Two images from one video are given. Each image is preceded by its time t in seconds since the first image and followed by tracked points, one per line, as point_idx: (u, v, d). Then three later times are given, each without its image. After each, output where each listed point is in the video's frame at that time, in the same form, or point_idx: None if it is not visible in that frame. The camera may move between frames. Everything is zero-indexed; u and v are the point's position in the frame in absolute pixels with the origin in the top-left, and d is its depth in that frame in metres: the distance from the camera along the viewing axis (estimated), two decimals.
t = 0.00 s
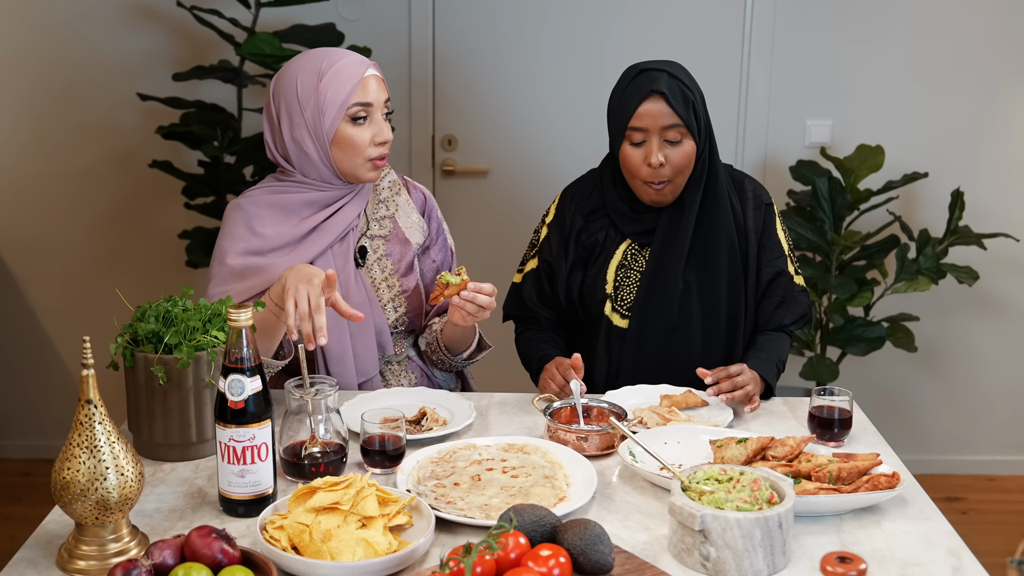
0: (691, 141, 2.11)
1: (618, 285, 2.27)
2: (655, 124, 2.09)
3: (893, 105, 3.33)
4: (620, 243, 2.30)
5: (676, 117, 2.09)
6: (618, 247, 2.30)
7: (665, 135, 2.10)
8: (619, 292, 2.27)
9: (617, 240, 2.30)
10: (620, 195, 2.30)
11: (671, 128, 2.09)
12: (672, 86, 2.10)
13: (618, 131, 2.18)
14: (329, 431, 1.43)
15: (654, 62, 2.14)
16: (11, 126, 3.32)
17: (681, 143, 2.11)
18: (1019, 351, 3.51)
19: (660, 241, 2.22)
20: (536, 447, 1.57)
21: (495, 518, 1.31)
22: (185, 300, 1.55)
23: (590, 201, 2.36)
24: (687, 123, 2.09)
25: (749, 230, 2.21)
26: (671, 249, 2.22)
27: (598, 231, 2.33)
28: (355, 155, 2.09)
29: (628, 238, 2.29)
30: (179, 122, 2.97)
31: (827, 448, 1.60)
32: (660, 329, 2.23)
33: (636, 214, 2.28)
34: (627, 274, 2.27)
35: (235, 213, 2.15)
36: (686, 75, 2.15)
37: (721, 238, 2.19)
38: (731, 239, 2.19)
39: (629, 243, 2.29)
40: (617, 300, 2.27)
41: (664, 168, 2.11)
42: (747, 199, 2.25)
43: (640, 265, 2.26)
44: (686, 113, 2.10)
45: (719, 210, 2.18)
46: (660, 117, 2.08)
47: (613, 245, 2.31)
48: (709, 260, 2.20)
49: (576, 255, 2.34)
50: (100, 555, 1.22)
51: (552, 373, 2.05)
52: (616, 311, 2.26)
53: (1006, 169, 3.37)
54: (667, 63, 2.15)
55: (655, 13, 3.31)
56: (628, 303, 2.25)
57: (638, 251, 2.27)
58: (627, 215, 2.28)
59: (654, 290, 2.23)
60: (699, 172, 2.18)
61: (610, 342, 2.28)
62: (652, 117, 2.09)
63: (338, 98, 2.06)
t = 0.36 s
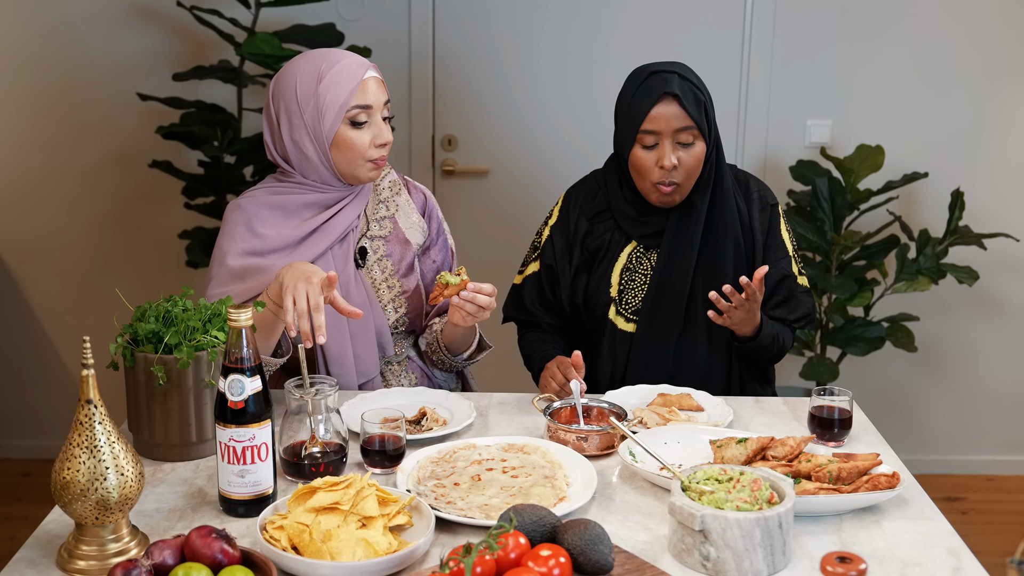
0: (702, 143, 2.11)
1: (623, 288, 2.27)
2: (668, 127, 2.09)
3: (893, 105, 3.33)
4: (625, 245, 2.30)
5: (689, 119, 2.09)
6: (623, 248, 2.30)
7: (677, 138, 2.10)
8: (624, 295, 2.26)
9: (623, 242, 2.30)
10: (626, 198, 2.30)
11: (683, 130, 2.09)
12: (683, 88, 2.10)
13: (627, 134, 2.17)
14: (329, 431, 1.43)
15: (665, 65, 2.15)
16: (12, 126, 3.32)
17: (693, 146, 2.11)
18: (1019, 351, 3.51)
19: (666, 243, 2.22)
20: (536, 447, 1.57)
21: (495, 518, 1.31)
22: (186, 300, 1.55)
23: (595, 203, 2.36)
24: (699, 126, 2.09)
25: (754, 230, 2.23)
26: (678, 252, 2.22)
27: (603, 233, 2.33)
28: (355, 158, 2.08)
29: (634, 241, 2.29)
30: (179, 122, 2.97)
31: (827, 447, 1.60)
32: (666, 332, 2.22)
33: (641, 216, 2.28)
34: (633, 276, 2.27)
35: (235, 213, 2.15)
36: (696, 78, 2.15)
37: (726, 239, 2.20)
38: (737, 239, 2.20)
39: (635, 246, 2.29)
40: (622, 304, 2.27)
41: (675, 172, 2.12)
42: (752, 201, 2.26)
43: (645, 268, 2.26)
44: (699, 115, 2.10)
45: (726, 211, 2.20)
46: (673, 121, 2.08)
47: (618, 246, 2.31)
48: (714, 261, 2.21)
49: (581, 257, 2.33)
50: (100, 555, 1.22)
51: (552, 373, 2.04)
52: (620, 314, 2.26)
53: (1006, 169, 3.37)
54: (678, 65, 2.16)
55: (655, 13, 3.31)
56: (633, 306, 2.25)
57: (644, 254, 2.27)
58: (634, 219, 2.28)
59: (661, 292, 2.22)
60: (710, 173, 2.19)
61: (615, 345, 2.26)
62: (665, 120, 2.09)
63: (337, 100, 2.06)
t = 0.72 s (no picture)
0: (699, 144, 2.11)
1: (624, 290, 2.27)
2: (664, 129, 2.08)
3: (893, 105, 3.33)
4: (627, 247, 2.30)
5: (685, 120, 2.08)
6: (625, 250, 2.30)
7: (673, 138, 2.09)
8: (625, 297, 2.27)
9: (625, 244, 2.30)
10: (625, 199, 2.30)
11: (679, 132, 2.09)
12: (680, 89, 2.10)
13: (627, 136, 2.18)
14: (329, 431, 1.43)
15: (663, 66, 2.15)
16: (12, 127, 3.32)
17: (689, 146, 2.10)
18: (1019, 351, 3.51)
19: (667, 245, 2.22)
20: (536, 447, 1.57)
21: (495, 518, 1.31)
22: (185, 300, 1.55)
23: (597, 204, 2.36)
24: (695, 128, 2.09)
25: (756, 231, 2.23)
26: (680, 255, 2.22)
27: (605, 234, 2.33)
28: (354, 156, 2.08)
29: (636, 243, 2.29)
30: (179, 122, 2.97)
31: (827, 447, 1.60)
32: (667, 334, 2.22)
33: (643, 218, 2.28)
34: (635, 278, 2.27)
35: (235, 212, 2.16)
36: (696, 79, 2.15)
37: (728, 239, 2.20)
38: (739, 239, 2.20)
39: (637, 248, 2.29)
40: (623, 306, 2.27)
41: (671, 172, 2.11)
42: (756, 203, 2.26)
43: (647, 270, 2.27)
44: (695, 116, 2.09)
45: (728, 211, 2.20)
46: (669, 121, 2.08)
47: (620, 248, 2.31)
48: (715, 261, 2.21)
49: (583, 258, 2.34)
50: (100, 555, 1.22)
51: (552, 373, 2.05)
52: (620, 316, 2.27)
53: (1006, 169, 3.37)
54: (677, 66, 2.16)
55: (655, 13, 3.31)
56: (634, 308, 2.26)
57: (646, 256, 2.28)
58: (637, 220, 2.29)
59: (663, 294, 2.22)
60: (711, 173, 2.20)
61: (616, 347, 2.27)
62: (659, 122, 2.08)
63: (334, 99, 2.05)
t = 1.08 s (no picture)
0: (698, 145, 2.11)
1: (622, 290, 2.27)
2: (661, 131, 2.09)
3: (893, 105, 3.33)
4: (625, 247, 2.30)
5: (682, 120, 2.08)
6: (623, 251, 2.30)
7: (671, 140, 2.10)
8: (623, 297, 2.27)
9: (623, 244, 2.30)
10: (623, 199, 2.31)
11: (677, 133, 2.09)
12: (679, 92, 2.10)
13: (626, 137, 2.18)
14: (329, 431, 1.43)
15: (663, 67, 2.15)
16: (12, 127, 3.32)
17: (688, 147, 2.11)
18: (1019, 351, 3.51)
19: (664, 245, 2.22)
20: (536, 447, 1.57)
21: (495, 518, 1.31)
22: (185, 300, 1.55)
23: (597, 204, 2.36)
24: (693, 129, 2.09)
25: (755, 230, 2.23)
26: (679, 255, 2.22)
27: (604, 234, 2.33)
28: (352, 157, 2.08)
29: (634, 243, 2.29)
30: (179, 122, 2.97)
31: (827, 448, 1.60)
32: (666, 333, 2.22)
33: (642, 219, 2.28)
34: (633, 278, 2.27)
35: (235, 212, 2.16)
36: (695, 80, 2.15)
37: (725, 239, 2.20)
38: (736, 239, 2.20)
39: (636, 248, 2.29)
40: (621, 306, 2.27)
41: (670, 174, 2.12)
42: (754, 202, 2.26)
43: (645, 270, 2.27)
44: (694, 118, 2.10)
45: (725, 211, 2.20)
46: (667, 123, 2.08)
47: (619, 249, 2.31)
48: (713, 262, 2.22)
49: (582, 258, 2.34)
50: (101, 555, 1.22)
51: (552, 373, 2.05)
52: (618, 315, 2.27)
53: (1006, 169, 3.37)
54: (677, 68, 2.16)
55: (655, 14, 3.31)
56: (632, 308, 2.26)
57: (645, 256, 2.28)
58: (635, 221, 2.29)
59: (661, 294, 2.22)
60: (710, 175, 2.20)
61: (615, 347, 2.27)
62: (658, 124, 2.09)
63: (332, 99, 2.05)
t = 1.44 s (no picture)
0: (698, 149, 2.11)
1: (622, 291, 2.27)
2: (661, 134, 2.09)
3: (893, 105, 3.33)
4: (625, 248, 2.30)
5: (682, 123, 2.08)
6: (623, 251, 2.30)
7: (671, 143, 2.10)
8: (623, 297, 2.27)
9: (623, 244, 2.30)
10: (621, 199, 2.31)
11: (677, 137, 2.09)
12: (678, 95, 2.10)
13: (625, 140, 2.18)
14: (329, 431, 1.43)
15: (661, 69, 2.15)
16: (11, 127, 3.32)
17: (686, 151, 2.10)
18: (1019, 351, 3.51)
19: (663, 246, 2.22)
20: (536, 447, 1.57)
21: (495, 518, 1.31)
22: (185, 300, 1.55)
23: (596, 205, 2.36)
24: (693, 132, 2.09)
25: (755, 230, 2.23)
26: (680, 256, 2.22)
27: (604, 235, 2.33)
28: (332, 144, 2.09)
29: (634, 243, 2.29)
30: (179, 122, 2.97)
31: (827, 447, 1.60)
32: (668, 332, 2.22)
33: (641, 219, 2.29)
34: (633, 279, 2.27)
35: (234, 212, 2.17)
36: (692, 82, 2.15)
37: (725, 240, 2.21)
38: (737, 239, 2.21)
39: (635, 249, 2.29)
40: (621, 306, 2.27)
41: (670, 178, 2.11)
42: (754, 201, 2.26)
43: (645, 271, 2.27)
44: (693, 121, 2.09)
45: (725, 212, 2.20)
46: (666, 126, 2.08)
47: (619, 249, 2.31)
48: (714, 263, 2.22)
49: (581, 259, 2.34)
50: (100, 555, 1.22)
51: (552, 373, 2.05)
52: (618, 316, 2.27)
53: (1006, 169, 3.37)
54: (673, 69, 2.16)
55: (655, 14, 3.31)
56: (632, 308, 2.26)
57: (644, 256, 2.27)
58: (635, 222, 2.29)
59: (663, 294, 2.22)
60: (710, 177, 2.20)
61: (615, 348, 2.26)
62: (659, 127, 2.09)
63: (311, 87, 2.07)
